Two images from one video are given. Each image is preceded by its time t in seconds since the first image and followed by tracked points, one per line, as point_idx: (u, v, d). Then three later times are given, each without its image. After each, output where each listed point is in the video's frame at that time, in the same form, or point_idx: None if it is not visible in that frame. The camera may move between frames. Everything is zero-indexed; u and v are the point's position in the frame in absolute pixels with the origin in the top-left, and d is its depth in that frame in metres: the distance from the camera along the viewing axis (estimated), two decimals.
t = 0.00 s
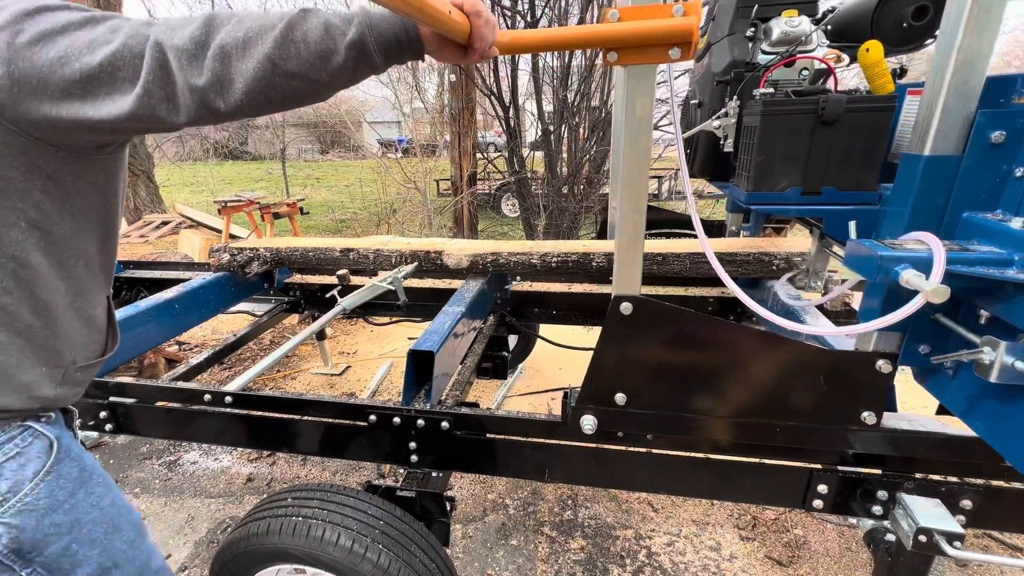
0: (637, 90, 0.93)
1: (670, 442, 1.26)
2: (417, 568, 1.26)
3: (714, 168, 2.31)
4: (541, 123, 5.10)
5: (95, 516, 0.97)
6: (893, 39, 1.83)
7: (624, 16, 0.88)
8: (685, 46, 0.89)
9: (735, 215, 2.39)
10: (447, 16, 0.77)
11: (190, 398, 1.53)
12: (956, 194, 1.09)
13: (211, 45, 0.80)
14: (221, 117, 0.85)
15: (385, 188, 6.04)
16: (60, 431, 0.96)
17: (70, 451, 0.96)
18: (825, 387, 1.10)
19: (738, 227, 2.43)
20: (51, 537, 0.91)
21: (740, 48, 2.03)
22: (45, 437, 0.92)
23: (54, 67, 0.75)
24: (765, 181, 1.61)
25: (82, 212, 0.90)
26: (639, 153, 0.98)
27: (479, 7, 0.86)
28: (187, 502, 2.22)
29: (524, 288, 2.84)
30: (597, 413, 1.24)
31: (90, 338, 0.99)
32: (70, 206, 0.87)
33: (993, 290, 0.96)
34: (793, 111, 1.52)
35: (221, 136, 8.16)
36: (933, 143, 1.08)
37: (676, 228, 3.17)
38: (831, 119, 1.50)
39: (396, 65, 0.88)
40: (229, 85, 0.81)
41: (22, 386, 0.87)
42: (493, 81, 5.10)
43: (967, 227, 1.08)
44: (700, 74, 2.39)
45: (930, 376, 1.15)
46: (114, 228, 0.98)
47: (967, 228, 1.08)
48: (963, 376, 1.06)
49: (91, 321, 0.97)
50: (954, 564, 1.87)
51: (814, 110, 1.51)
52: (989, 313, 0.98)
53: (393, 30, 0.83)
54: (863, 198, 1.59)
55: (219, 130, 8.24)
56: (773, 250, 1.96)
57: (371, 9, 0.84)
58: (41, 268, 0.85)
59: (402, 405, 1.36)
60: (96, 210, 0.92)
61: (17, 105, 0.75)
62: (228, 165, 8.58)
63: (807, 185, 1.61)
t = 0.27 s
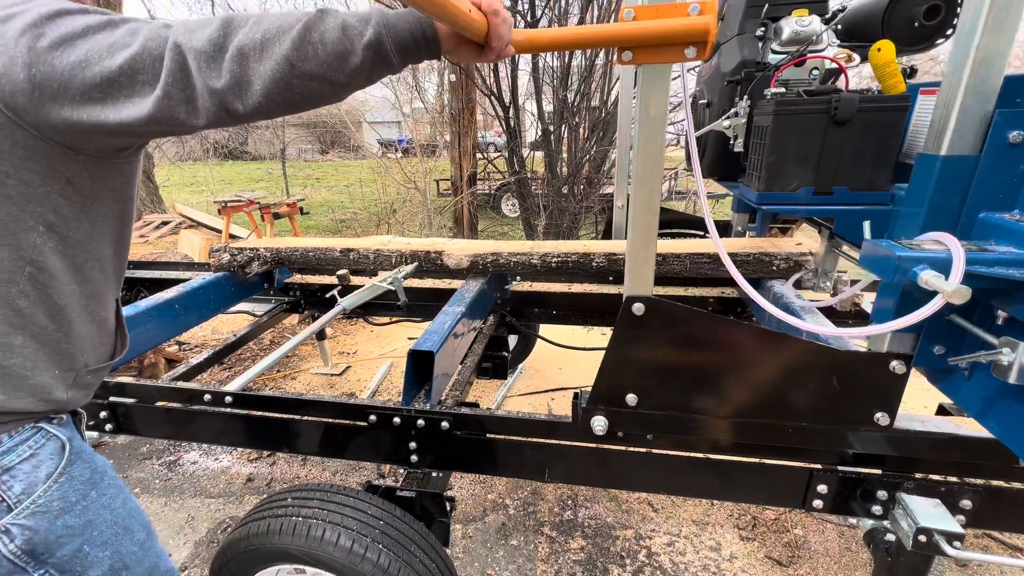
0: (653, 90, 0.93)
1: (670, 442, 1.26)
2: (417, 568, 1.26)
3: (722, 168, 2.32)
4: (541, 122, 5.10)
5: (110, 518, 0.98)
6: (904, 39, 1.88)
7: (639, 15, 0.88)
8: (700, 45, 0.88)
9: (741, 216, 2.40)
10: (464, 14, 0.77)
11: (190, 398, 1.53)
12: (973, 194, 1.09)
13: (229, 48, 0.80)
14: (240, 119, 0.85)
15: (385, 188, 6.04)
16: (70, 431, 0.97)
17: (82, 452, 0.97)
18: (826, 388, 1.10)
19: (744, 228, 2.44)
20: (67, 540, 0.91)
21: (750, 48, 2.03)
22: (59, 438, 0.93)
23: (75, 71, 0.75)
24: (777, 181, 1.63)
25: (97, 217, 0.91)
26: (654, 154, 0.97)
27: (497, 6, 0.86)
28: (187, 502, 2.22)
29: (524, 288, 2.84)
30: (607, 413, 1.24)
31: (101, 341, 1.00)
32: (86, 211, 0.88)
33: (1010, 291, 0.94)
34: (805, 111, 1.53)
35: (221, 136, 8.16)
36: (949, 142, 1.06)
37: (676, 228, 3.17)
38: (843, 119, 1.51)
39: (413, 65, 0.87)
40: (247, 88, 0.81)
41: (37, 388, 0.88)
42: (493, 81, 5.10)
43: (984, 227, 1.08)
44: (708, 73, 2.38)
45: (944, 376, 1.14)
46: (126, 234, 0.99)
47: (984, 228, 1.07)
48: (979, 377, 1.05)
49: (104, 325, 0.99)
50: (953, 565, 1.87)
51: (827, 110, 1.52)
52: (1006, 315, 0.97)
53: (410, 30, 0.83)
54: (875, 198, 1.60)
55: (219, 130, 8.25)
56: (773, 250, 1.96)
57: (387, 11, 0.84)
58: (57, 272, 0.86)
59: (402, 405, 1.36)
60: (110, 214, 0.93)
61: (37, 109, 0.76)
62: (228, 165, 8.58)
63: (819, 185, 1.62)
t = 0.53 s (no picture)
0: (662, 90, 0.95)
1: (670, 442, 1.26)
2: (417, 568, 1.26)
3: (727, 168, 2.30)
4: (541, 123, 5.10)
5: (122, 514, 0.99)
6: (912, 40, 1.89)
7: (649, 14, 0.87)
8: (710, 45, 0.88)
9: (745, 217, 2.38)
10: (478, 15, 0.77)
11: (191, 398, 1.53)
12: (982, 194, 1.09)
13: (240, 49, 0.78)
14: (251, 121, 0.83)
15: (385, 188, 6.04)
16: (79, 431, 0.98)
17: (91, 452, 0.98)
18: (825, 388, 1.10)
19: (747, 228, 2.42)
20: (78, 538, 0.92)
21: (756, 48, 2.04)
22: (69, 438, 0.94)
23: (86, 75, 0.74)
24: (784, 181, 1.60)
25: (108, 219, 0.91)
26: (661, 153, 0.99)
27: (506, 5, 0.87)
28: (187, 502, 2.22)
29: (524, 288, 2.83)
30: (614, 414, 1.24)
31: (110, 341, 1.01)
32: (97, 213, 0.89)
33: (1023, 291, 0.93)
34: (812, 111, 1.50)
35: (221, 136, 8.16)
36: (960, 142, 1.06)
37: (676, 229, 3.17)
38: (852, 119, 1.48)
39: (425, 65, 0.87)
40: (259, 89, 0.79)
41: (47, 390, 0.89)
42: (493, 81, 5.10)
43: (994, 227, 1.08)
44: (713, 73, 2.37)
45: (951, 377, 1.11)
46: (137, 237, 1.00)
47: (994, 228, 1.07)
48: (989, 379, 1.02)
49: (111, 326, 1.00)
50: (954, 565, 1.87)
51: (834, 110, 1.49)
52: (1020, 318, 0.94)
53: (421, 29, 0.82)
54: (882, 198, 1.57)
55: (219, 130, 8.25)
56: (773, 250, 1.96)
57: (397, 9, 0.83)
58: (69, 273, 0.87)
59: (402, 405, 1.36)
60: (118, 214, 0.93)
61: (51, 114, 0.76)
62: (228, 165, 8.58)
63: (827, 186, 1.58)
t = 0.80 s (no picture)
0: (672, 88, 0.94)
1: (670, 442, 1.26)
2: (417, 568, 1.26)
3: (733, 168, 2.31)
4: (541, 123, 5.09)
5: (129, 514, 0.99)
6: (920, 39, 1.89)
7: (659, 13, 0.88)
8: (721, 44, 0.88)
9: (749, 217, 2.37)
10: (490, 13, 0.77)
11: (190, 398, 1.53)
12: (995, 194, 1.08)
13: (254, 55, 0.78)
14: (265, 126, 0.83)
15: (385, 188, 6.04)
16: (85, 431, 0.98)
17: (97, 452, 0.98)
18: (825, 388, 1.10)
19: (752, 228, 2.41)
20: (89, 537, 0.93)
21: (765, 48, 2.07)
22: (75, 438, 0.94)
23: (104, 84, 0.75)
24: (791, 181, 1.63)
25: (120, 223, 0.92)
26: (671, 151, 0.98)
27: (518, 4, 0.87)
28: (187, 503, 2.22)
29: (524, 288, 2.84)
30: (622, 415, 1.22)
31: (116, 342, 1.01)
32: (109, 217, 0.89)
33: None
34: (821, 110, 1.53)
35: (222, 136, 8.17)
36: (971, 142, 1.06)
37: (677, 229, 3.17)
38: (860, 119, 1.51)
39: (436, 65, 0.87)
40: (274, 96, 0.79)
41: (55, 392, 0.89)
42: (493, 81, 5.10)
43: (1007, 227, 1.07)
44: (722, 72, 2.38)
45: (959, 377, 1.12)
46: (145, 240, 1.00)
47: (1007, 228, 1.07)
48: (999, 380, 1.02)
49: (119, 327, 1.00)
50: (955, 565, 1.87)
51: (843, 109, 1.52)
52: None
53: (433, 30, 0.82)
54: (889, 198, 1.61)
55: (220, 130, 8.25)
56: (773, 250, 1.96)
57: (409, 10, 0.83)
58: (81, 277, 0.88)
59: (402, 405, 1.36)
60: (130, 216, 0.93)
61: (69, 122, 0.77)
62: (228, 165, 8.59)
63: (834, 185, 1.62)
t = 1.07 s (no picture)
0: (708, 86, 0.90)
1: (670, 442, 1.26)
2: (417, 568, 1.26)
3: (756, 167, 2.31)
4: (541, 123, 5.09)
5: (140, 516, 1.01)
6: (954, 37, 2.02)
7: (699, 10, 0.83)
8: (761, 42, 0.84)
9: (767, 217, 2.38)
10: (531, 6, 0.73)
11: (191, 398, 1.53)
12: None
13: (296, 57, 0.78)
14: (303, 129, 0.82)
15: (385, 188, 6.04)
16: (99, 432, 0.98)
17: (109, 453, 0.98)
18: (824, 386, 1.11)
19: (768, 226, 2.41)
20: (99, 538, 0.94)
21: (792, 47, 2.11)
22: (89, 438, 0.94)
23: (144, 92, 0.74)
24: (822, 181, 1.71)
25: (150, 231, 0.92)
26: (705, 149, 0.95)
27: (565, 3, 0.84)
28: (187, 502, 2.22)
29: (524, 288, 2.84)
30: (649, 416, 1.22)
31: (133, 347, 1.00)
32: (141, 226, 0.89)
33: None
34: (852, 109, 1.61)
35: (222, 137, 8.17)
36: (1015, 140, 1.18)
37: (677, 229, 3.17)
38: (893, 117, 1.59)
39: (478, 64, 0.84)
40: (314, 96, 0.78)
41: (71, 396, 0.89)
42: (493, 81, 5.11)
43: None
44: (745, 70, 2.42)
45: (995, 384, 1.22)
46: (171, 245, 1.00)
47: None
48: None
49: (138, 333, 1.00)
50: (955, 564, 1.87)
51: (875, 108, 1.60)
52: None
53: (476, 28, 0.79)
54: (922, 197, 1.69)
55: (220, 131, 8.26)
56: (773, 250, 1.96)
57: (451, 8, 0.80)
58: (109, 284, 0.88)
59: (402, 405, 1.36)
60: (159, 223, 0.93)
61: (107, 133, 0.76)
62: (228, 165, 8.59)
63: (865, 185, 1.70)
